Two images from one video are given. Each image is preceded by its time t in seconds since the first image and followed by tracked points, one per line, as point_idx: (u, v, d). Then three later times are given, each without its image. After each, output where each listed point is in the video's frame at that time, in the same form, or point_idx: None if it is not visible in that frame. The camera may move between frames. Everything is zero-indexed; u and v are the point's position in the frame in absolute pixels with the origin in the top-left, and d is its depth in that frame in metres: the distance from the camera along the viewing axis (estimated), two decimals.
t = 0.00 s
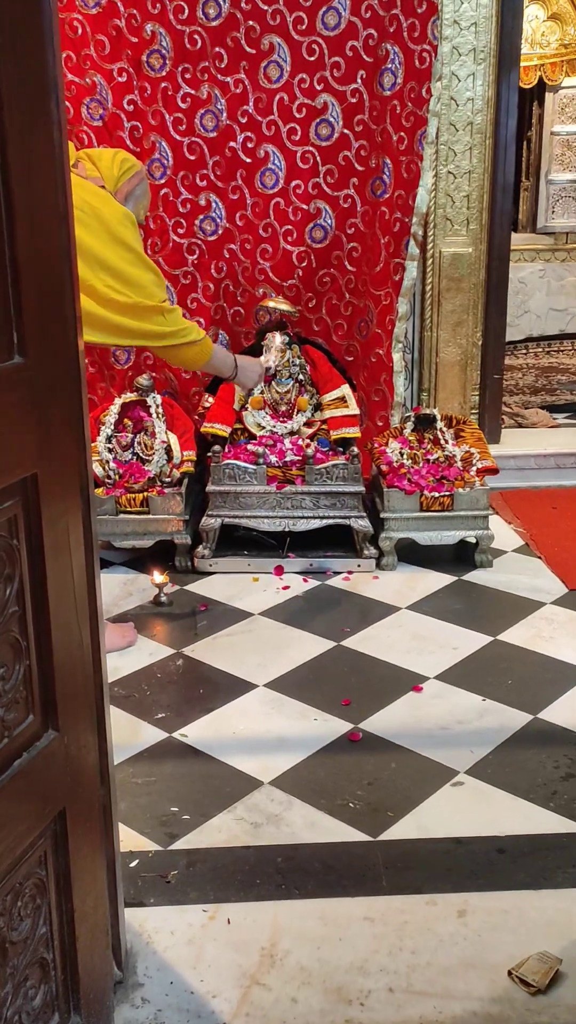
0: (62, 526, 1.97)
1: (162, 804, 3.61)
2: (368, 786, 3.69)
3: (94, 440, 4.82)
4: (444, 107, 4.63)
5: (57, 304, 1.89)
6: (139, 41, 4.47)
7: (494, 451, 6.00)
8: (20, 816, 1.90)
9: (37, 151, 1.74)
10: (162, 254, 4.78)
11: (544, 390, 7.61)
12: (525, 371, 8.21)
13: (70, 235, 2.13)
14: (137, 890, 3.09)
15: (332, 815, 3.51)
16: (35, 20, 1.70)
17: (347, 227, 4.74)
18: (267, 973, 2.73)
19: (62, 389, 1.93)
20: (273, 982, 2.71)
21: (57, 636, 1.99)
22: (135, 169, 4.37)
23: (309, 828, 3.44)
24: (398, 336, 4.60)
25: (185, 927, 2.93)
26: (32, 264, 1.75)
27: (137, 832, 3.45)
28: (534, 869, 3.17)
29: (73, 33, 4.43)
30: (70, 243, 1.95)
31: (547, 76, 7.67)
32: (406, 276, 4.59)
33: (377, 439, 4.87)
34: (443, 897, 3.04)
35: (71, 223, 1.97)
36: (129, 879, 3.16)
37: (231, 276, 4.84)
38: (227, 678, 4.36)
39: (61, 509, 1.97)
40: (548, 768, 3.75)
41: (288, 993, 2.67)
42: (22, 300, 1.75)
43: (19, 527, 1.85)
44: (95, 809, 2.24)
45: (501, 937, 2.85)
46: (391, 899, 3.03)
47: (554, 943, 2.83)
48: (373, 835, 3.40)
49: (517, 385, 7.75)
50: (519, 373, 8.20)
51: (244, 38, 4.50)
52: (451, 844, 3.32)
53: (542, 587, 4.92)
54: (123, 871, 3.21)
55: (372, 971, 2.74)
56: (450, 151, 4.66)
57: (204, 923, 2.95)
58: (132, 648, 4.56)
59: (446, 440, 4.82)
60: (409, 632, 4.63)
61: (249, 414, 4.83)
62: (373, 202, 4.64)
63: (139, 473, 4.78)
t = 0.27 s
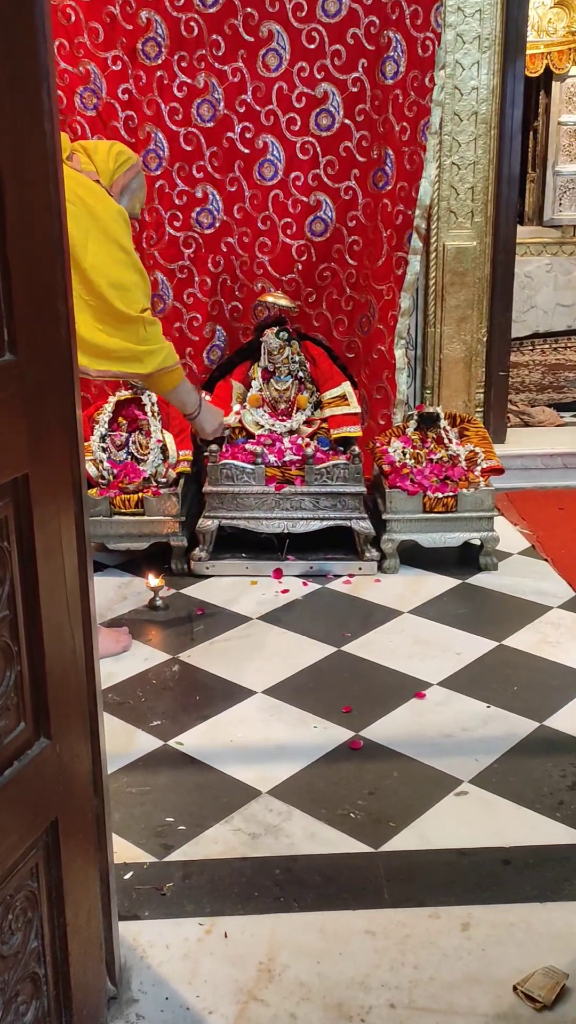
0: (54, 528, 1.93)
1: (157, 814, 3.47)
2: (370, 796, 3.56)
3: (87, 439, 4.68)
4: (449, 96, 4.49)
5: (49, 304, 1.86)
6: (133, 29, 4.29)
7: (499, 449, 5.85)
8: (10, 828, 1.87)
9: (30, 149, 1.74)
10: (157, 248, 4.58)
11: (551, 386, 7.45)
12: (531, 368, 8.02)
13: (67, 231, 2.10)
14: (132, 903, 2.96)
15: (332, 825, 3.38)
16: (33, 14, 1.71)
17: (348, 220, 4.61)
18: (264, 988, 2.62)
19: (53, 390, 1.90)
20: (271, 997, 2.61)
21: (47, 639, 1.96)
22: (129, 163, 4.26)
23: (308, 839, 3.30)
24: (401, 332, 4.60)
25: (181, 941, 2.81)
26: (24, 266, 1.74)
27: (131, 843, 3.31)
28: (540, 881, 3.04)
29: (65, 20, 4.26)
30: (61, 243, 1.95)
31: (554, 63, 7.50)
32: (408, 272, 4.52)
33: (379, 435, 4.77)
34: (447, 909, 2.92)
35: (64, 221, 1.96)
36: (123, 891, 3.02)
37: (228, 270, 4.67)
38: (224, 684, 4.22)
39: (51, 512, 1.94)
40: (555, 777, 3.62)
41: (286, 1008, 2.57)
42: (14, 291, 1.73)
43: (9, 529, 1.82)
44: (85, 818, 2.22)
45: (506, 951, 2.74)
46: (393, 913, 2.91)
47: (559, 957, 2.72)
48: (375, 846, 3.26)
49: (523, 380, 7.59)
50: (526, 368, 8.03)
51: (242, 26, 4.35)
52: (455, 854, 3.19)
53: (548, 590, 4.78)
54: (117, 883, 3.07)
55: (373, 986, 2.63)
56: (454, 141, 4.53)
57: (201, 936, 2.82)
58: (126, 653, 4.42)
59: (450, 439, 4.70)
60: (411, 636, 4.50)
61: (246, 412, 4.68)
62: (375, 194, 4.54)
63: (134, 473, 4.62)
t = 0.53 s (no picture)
0: (46, 529, 1.81)
1: (152, 828, 3.30)
2: (372, 808, 3.39)
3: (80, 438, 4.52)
4: (454, 84, 4.36)
5: (40, 298, 1.76)
6: (128, 14, 4.15)
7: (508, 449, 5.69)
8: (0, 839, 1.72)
9: (21, 134, 1.64)
10: (153, 241, 4.42)
11: (561, 385, 7.26)
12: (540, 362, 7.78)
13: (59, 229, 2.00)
14: (126, 920, 2.81)
15: (333, 838, 3.22)
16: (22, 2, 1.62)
17: (350, 211, 4.42)
18: (263, 1010, 2.48)
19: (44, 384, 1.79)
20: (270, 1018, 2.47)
21: (40, 646, 1.84)
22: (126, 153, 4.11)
23: (308, 854, 3.14)
24: (405, 328, 4.52)
25: (176, 959, 2.66)
26: (15, 255, 1.64)
27: (125, 857, 3.15)
28: (549, 898, 2.89)
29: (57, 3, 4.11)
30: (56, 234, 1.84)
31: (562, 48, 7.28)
32: (412, 265, 4.45)
33: (383, 433, 4.62)
34: (453, 926, 2.77)
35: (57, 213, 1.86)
36: (116, 907, 2.87)
37: (226, 264, 4.48)
38: (221, 693, 4.05)
39: (43, 510, 1.82)
40: (565, 788, 3.46)
41: None
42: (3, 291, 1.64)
43: None
44: (80, 837, 2.09)
45: (513, 970, 2.59)
46: (396, 929, 2.76)
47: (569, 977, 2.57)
48: (378, 860, 3.10)
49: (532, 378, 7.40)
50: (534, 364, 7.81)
51: (241, 11, 4.17)
52: (460, 869, 3.03)
53: (558, 595, 4.62)
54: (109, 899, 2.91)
55: (376, 1006, 2.50)
56: (460, 131, 4.40)
57: (197, 954, 2.68)
58: (120, 660, 4.25)
59: (456, 439, 4.53)
60: (415, 642, 4.34)
61: (244, 411, 4.50)
62: (378, 185, 4.38)
63: (128, 474, 4.47)
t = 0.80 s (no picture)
0: (40, 527, 1.73)
1: (149, 839, 3.17)
2: (376, 819, 3.26)
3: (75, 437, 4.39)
4: (460, 72, 4.19)
5: (33, 291, 1.68)
6: None
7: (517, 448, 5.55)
8: None
9: (16, 123, 1.56)
10: (150, 234, 4.29)
11: (571, 383, 7.11)
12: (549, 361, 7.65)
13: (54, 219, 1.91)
14: (122, 935, 2.69)
15: (336, 852, 3.09)
16: None
17: (353, 204, 4.31)
18: None
19: (37, 380, 1.70)
20: None
21: (34, 650, 1.74)
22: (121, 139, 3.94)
23: (310, 867, 3.01)
24: (410, 323, 4.31)
25: (174, 975, 2.55)
26: (11, 248, 1.56)
27: (122, 871, 3.03)
28: (559, 912, 2.76)
29: None
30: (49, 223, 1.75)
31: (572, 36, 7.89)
32: (418, 259, 4.25)
33: (387, 433, 4.47)
34: (460, 941, 2.64)
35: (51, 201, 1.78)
36: (112, 922, 2.75)
37: (225, 258, 4.36)
38: (220, 700, 3.91)
39: (36, 511, 1.73)
40: None
41: None
42: None
43: None
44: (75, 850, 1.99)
45: (523, 985, 2.48)
46: (402, 945, 2.63)
47: None
48: (382, 874, 2.97)
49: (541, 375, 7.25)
50: (543, 363, 7.66)
51: None
52: (467, 883, 2.90)
53: (567, 599, 4.48)
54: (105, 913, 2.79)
55: None
56: (467, 119, 4.24)
57: (195, 970, 2.57)
58: (116, 666, 4.11)
59: (462, 438, 4.40)
60: (419, 647, 4.20)
61: (244, 410, 4.38)
62: (382, 176, 4.24)
63: (124, 474, 4.34)
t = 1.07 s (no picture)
0: (29, 522, 1.59)
1: (144, 855, 3.02)
2: (381, 834, 3.10)
3: (67, 436, 4.21)
4: (468, 57, 4.03)
5: (24, 286, 1.55)
6: None
7: (527, 446, 5.38)
8: None
9: (5, 105, 1.44)
10: (145, 225, 4.14)
11: None
12: (558, 358, 7.48)
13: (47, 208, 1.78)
14: (117, 955, 2.57)
15: (338, 868, 2.93)
16: None
17: (357, 194, 4.14)
18: None
19: (31, 380, 1.58)
20: None
21: (25, 657, 1.62)
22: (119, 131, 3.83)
23: (313, 884, 2.86)
24: (415, 317, 4.13)
25: (171, 997, 2.45)
26: None
27: (116, 887, 2.88)
28: (571, 934, 2.62)
29: None
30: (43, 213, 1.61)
31: None
32: (423, 251, 4.06)
33: (392, 433, 4.30)
34: (467, 963, 2.53)
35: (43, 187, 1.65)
36: (106, 942, 2.62)
37: (223, 250, 4.20)
38: (218, 709, 3.75)
39: (30, 516, 1.61)
40: None
41: None
42: None
43: None
44: (72, 876, 1.85)
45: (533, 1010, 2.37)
46: (407, 965, 2.52)
47: None
48: (387, 892, 2.82)
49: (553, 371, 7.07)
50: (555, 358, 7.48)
51: None
52: (474, 902, 2.75)
53: None
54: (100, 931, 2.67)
55: None
56: (475, 106, 4.08)
57: (193, 991, 2.46)
58: (110, 675, 3.94)
59: (471, 437, 4.20)
60: (425, 654, 4.03)
61: (244, 408, 4.21)
62: (386, 165, 4.08)
63: (118, 474, 4.17)
